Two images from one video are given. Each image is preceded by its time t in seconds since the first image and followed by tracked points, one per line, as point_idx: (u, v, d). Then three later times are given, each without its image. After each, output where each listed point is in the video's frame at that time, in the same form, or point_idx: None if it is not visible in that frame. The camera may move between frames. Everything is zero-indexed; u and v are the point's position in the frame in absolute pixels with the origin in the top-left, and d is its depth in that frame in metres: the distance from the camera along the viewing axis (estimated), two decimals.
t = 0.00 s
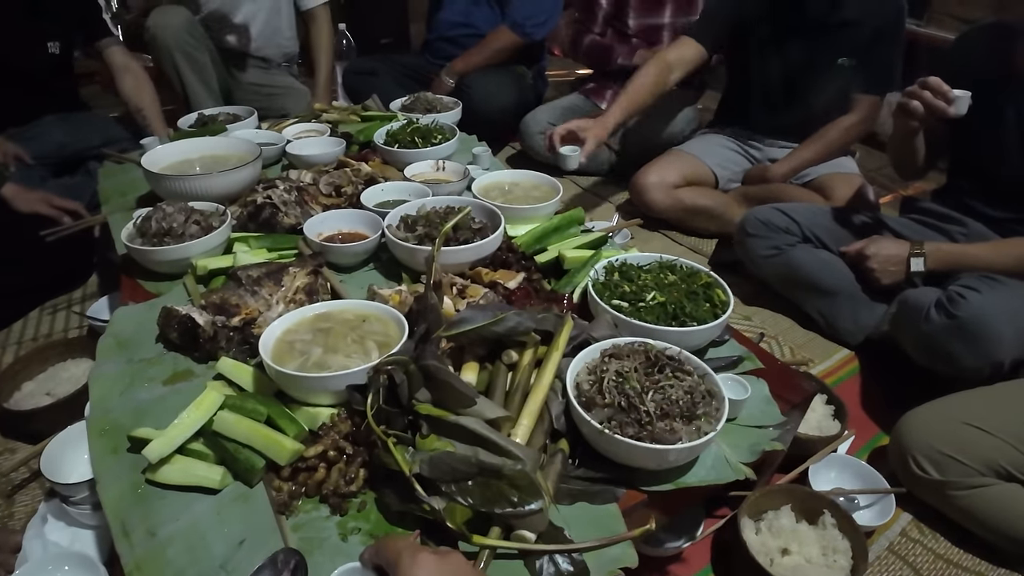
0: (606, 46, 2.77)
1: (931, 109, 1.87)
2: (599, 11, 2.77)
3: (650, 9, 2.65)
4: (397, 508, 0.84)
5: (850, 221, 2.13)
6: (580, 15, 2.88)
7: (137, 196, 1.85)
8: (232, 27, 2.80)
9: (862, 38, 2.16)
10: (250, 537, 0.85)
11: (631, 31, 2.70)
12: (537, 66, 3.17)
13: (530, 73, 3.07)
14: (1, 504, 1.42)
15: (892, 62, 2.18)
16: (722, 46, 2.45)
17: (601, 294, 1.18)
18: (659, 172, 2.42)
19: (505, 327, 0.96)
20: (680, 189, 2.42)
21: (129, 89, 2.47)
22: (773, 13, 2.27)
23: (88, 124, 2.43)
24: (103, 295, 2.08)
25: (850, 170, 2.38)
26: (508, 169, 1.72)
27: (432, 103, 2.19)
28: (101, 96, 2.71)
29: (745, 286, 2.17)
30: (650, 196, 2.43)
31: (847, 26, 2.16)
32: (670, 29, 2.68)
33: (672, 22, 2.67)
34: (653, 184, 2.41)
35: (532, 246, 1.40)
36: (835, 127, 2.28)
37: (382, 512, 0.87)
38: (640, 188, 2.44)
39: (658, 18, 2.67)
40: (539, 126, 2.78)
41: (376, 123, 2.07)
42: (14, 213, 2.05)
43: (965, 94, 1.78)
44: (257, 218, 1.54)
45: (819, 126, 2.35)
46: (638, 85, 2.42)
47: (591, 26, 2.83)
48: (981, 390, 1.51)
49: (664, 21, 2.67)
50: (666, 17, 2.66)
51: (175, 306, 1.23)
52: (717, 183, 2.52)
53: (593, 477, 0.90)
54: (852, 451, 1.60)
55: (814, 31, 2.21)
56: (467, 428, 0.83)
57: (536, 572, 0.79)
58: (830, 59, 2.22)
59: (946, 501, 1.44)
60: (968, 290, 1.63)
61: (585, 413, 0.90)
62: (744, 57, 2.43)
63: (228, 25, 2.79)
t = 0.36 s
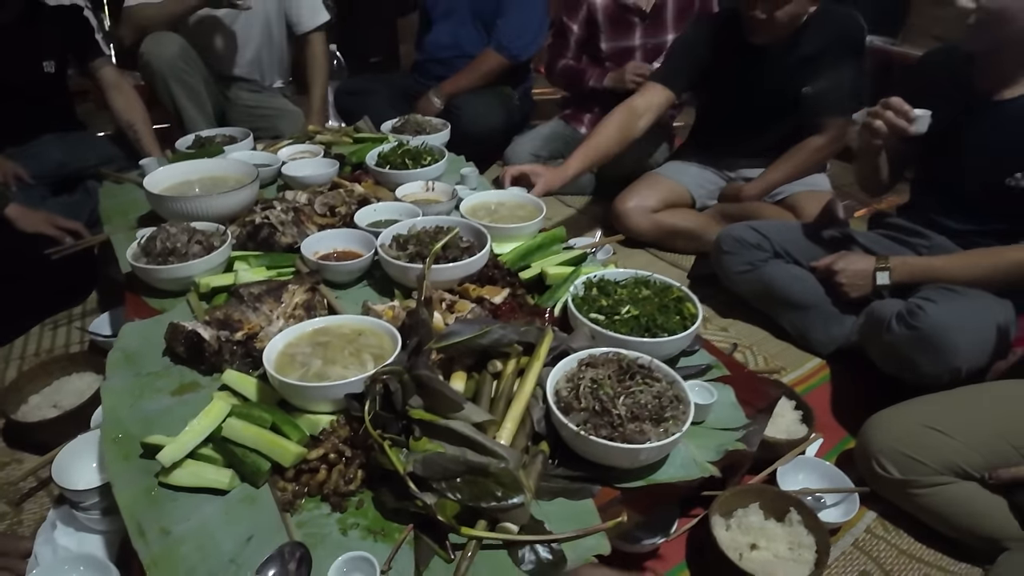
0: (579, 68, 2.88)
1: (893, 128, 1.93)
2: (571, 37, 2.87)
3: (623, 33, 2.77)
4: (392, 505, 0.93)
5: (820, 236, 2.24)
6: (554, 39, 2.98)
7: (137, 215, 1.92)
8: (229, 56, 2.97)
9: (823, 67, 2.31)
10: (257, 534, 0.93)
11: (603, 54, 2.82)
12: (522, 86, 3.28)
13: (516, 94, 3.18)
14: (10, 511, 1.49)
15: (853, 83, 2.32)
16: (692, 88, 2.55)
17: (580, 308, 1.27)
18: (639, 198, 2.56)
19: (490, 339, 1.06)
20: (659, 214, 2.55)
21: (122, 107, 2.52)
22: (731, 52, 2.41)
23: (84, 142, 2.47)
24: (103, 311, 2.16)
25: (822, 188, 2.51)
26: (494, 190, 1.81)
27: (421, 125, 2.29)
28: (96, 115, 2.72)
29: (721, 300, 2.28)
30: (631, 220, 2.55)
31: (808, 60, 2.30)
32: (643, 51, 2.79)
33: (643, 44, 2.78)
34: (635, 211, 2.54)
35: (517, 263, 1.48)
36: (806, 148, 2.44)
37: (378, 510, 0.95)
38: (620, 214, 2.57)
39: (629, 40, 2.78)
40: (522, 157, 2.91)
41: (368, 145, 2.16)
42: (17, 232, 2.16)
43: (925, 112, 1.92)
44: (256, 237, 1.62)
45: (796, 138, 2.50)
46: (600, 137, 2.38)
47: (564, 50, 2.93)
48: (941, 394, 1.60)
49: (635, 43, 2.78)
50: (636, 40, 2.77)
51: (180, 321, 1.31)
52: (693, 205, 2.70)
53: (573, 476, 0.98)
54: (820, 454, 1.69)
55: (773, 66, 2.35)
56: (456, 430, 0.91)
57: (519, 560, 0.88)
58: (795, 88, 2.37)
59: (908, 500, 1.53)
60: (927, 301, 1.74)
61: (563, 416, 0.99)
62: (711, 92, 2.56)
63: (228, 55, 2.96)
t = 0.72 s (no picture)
0: (536, 100, 3.09)
1: (817, 150, 2.17)
2: (528, 71, 3.07)
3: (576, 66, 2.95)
4: (353, 502, 1.05)
5: (761, 251, 2.49)
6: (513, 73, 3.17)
7: (117, 245, 2.04)
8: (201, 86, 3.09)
9: (760, 96, 2.48)
10: (232, 529, 1.04)
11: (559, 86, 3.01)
12: (485, 115, 3.45)
13: (480, 123, 3.41)
14: None
15: (792, 118, 2.44)
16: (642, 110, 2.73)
17: (526, 325, 1.41)
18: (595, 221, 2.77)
19: (440, 354, 1.21)
20: (614, 236, 2.75)
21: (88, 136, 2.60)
22: (674, 80, 2.61)
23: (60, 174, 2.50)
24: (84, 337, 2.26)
25: (764, 210, 2.69)
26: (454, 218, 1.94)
27: (388, 156, 2.44)
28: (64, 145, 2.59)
29: (669, 313, 2.46)
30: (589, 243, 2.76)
31: (747, 87, 2.49)
32: (597, 81, 2.96)
33: (595, 78, 2.94)
34: (592, 234, 2.74)
35: (472, 284, 1.62)
36: (748, 172, 2.62)
37: (339, 506, 1.07)
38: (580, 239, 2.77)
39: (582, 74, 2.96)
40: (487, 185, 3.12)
41: (337, 175, 2.30)
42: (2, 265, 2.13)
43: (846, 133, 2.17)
44: (230, 264, 1.75)
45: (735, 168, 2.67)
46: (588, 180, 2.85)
47: (522, 86, 3.12)
48: (863, 397, 1.74)
49: (588, 77, 2.95)
50: (590, 74, 2.94)
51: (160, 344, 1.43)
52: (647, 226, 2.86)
53: (514, 473, 1.12)
54: (756, 455, 1.84)
55: (710, 95, 2.55)
56: (408, 434, 1.05)
57: (463, 546, 1.01)
58: (733, 115, 2.55)
59: (834, 494, 1.69)
60: (851, 312, 1.95)
61: (505, 421, 1.13)
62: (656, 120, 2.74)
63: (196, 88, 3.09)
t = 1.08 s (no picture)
0: (474, 131, 3.24)
1: (740, 177, 2.23)
2: (470, 102, 3.20)
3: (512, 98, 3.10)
4: (281, 534, 1.10)
5: (694, 276, 2.52)
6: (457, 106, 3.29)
7: (60, 288, 2.06)
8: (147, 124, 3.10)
9: (692, 121, 2.68)
10: (164, 564, 1.09)
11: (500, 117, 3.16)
12: (432, 148, 3.55)
13: (428, 160, 3.49)
14: None
15: (724, 136, 2.66)
16: (590, 132, 2.92)
17: (455, 357, 1.48)
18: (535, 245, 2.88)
19: (365, 389, 1.27)
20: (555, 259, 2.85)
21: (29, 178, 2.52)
22: (616, 108, 2.80)
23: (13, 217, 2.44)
24: (28, 381, 2.25)
25: (698, 236, 2.83)
26: (393, 254, 2.02)
27: (332, 194, 2.58)
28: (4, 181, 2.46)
29: (608, 339, 2.57)
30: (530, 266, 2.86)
31: (682, 112, 2.69)
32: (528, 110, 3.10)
33: (529, 113, 3.12)
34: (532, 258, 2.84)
35: (407, 318, 1.69)
36: (684, 203, 2.76)
37: (268, 539, 1.12)
38: (521, 262, 2.88)
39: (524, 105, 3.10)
40: (433, 219, 3.17)
41: (280, 214, 2.38)
42: None
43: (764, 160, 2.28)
44: (171, 305, 1.79)
45: (677, 189, 2.87)
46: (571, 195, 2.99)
47: (465, 120, 3.25)
48: (785, 412, 1.84)
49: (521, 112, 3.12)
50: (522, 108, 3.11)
51: (98, 386, 1.46)
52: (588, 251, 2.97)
53: (438, 501, 1.18)
54: (687, 474, 1.93)
55: (648, 119, 2.74)
56: (331, 466, 1.11)
57: (387, 572, 1.07)
58: (668, 140, 2.74)
59: (756, 506, 1.78)
60: (770, 331, 2.06)
61: (428, 450, 1.20)
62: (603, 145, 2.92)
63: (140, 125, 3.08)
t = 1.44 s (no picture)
0: (404, 173, 3.30)
1: (656, 205, 2.32)
2: (398, 142, 3.32)
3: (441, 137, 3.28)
4: None
5: (620, 305, 2.62)
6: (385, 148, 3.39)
7: None
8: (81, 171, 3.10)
9: (616, 164, 2.90)
10: None
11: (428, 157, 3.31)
12: (355, 184, 3.70)
13: (354, 196, 3.65)
14: None
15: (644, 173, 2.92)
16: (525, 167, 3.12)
17: (376, 401, 1.55)
18: (470, 280, 2.99)
19: (279, 437, 1.34)
20: (488, 293, 2.98)
21: None
22: (555, 146, 3.01)
23: None
24: None
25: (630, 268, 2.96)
26: (319, 298, 2.14)
27: (263, 240, 2.74)
28: None
29: (539, 371, 2.66)
30: (464, 300, 2.96)
31: (607, 154, 2.90)
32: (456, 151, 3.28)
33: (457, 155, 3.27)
34: (466, 290, 2.96)
35: (332, 362, 1.77)
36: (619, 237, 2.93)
37: None
38: (455, 293, 2.97)
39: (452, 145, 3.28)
40: (368, 259, 3.26)
41: (210, 263, 2.46)
42: None
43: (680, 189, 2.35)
44: (97, 358, 1.81)
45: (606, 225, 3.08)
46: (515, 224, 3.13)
47: (395, 160, 3.34)
48: (699, 436, 1.95)
49: (452, 153, 3.28)
50: (453, 149, 3.28)
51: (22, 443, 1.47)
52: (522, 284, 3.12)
53: (354, 542, 1.23)
54: (610, 501, 2.03)
55: (579, 156, 2.96)
56: (244, 512, 1.15)
57: None
58: (594, 177, 2.94)
59: (674, 528, 1.87)
60: (682, 361, 2.19)
61: (343, 493, 1.26)
62: (543, 181, 3.12)
63: (75, 170, 3.09)
